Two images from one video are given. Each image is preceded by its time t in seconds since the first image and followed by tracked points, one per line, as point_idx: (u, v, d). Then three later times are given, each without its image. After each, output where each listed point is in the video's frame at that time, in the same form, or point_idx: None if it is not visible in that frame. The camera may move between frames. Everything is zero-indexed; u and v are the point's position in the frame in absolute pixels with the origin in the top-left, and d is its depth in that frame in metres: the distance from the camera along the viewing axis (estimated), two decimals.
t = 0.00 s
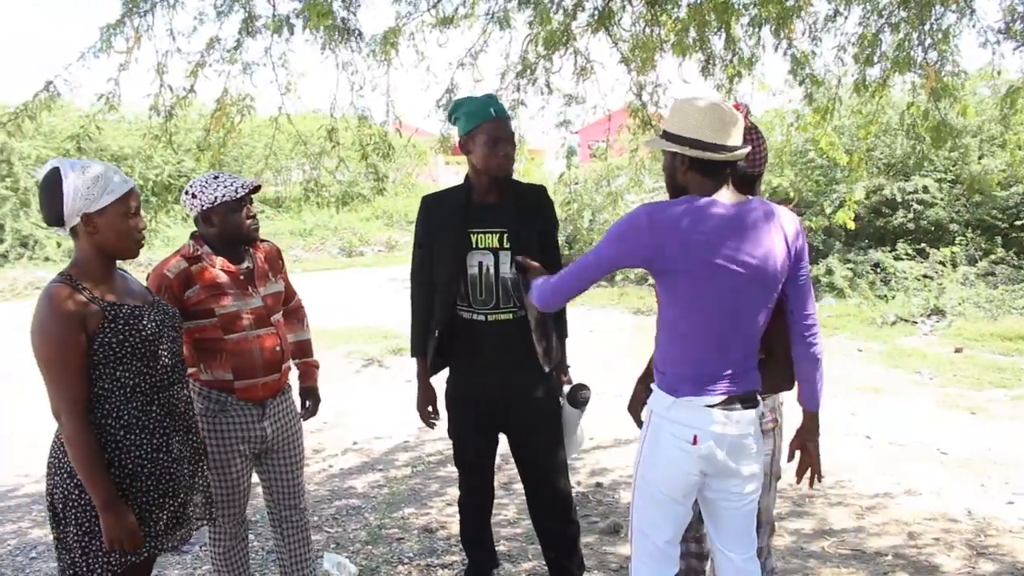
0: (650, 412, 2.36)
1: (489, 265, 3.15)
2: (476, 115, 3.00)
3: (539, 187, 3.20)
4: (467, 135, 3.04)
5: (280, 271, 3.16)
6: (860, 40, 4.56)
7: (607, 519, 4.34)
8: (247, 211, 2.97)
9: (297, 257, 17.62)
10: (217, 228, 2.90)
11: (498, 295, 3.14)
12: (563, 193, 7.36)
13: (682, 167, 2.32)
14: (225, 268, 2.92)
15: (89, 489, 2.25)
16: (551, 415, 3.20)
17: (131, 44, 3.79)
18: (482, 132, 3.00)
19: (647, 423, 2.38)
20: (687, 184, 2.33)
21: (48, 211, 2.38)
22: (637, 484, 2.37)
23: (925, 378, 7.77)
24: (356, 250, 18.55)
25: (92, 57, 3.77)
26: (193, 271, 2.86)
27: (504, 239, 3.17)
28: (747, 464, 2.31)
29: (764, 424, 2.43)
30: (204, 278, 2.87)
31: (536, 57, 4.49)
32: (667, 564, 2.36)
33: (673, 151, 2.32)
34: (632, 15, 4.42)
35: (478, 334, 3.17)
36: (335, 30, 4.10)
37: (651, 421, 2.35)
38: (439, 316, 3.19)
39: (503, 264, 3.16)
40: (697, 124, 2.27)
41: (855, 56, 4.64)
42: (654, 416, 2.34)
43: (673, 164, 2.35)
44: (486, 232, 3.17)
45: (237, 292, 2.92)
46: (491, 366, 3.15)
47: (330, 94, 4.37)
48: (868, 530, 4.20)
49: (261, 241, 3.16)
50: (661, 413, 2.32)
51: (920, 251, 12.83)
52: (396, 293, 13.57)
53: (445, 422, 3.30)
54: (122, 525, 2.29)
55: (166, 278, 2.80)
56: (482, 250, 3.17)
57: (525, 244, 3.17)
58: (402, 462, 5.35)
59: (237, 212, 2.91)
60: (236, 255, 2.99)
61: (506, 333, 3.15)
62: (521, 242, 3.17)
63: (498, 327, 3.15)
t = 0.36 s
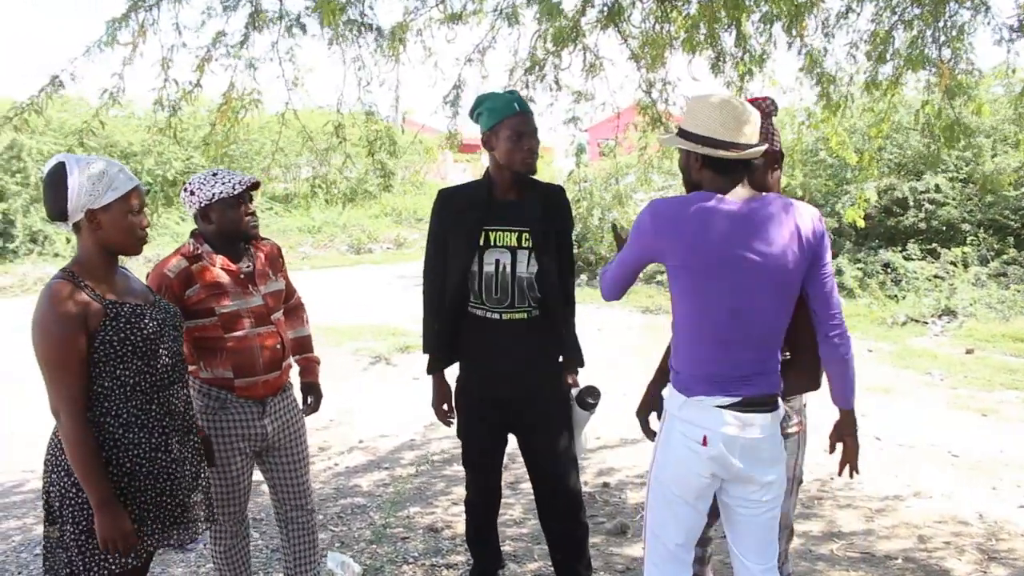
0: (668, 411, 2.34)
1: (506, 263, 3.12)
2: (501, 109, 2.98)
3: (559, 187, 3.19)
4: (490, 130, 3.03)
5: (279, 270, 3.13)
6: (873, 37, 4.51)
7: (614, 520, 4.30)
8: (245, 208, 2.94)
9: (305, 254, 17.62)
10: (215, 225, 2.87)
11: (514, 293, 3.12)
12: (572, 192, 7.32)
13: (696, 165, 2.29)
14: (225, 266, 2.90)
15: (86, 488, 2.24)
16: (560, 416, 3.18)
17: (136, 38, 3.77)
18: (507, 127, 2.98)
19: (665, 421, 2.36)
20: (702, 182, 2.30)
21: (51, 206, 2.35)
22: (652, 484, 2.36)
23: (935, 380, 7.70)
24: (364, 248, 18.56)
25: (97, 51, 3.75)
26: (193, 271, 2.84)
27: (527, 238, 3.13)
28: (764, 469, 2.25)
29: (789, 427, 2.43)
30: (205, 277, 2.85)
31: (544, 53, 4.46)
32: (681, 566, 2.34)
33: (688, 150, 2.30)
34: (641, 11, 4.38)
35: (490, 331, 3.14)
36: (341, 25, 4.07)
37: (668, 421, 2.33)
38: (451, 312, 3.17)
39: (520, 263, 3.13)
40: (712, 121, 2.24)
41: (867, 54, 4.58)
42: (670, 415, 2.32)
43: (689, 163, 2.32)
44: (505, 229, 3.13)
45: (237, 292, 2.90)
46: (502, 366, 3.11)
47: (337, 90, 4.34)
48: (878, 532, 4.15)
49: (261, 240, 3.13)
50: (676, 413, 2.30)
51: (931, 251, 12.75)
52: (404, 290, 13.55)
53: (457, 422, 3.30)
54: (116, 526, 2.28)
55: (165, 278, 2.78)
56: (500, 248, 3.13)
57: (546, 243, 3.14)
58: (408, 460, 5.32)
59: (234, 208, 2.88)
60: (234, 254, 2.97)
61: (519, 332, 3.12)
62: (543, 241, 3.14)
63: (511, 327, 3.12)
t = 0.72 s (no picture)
0: (687, 419, 2.22)
1: (513, 262, 3.06)
2: (510, 103, 2.93)
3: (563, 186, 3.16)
4: (497, 124, 2.97)
5: (285, 264, 3.06)
6: (882, 31, 4.42)
7: (617, 522, 4.24)
8: (246, 203, 2.88)
9: (312, 251, 17.61)
10: (216, 220, 2.80)
11: (520, 292, 3.06)
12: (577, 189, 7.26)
13: (658, 192, 2.23)
14: (225, 260, 2.82)
15: (73, 489, 2.18)
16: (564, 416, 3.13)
17: (133, 33, 3.72)
18: (515, 122, 2.92)
19: (682, 430, 2.24)
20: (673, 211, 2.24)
21: (39, 201, 2.29)
22: (670, 498, 2.24)
23: (945, 380, 7.61)
24: (371, 245, 18.55)
25: (93, 47, 3.70)
26: (190, 262, 2.78)
27: (537, 237, 3.09)
28: (785, 473, 2.20)
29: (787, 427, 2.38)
30: (202, 270, 2.79)
31: (547, 47, 4.40)
32: None
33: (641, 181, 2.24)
34: (646, 5, 4.30)
35: (497, 332, 3.06)
36: (342, 20, 4.02)
37: (689, 429, 2.21)
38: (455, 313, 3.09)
39: (528, 262, 3.09)
40: (653, 145, 2.20)
41: (876, 48, 4.49)
42: (690, 424, 2.21)
43: (647, 197, 2.26)
44: (513, 228, 3.07)
45: (237, 283, 2.83)
46: (510, 367, 3.05)
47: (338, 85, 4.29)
48: (886, 536, 4.08)
49: (266, 232, 3.06)
50: (699, 422, 2.18)
51: (941, 250, 12.65)
52: (410, 287, 13.51)
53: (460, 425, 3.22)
54: (105, 528, 2.22)
55: (163, 269, 2.72)
56: (508, 247, 3.06)
57: (558, 241, 3.12)
58: (409, 460, 5.27)
59: (235, 204, 2.82)
60: (237, 247, 2.90)
61: (525, 332, 3.07)
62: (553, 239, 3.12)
63: (518, 328, 3.06)
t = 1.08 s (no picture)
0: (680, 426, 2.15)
1: (530, 262, 3.00)
2: (498, 101, 2.91)
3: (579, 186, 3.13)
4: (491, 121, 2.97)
5: (306, 263, 3.02)
6: (907, 25, 4.31)
7: (634, 526, 4.17)
8: (267, 203, 2.83)
9: (335, 251, 17.65)
10: (236, 219, 2.76)
11: (537, 293, 3.00)
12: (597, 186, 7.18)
13: (691, 170, 2.14)
14: (245, 259, 2.77)
15: (73, 492, 2.14)
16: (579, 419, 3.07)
17: (145, 34, 3.70)
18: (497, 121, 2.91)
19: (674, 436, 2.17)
20: (695, 189, 2.15)
21: (41, 202, 2.27)
22: (664, 508, 2.15)
23: (973, 381, 7.46)
24: (393, 243, 18.58)
25: (105, 47, 3.68)
26: (208, 262, 2.73)
27: (553, 237, 3.03)
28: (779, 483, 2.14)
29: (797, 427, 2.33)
30: (220, 268, 2.74)
31: (563, 44, 4.33)
32: None
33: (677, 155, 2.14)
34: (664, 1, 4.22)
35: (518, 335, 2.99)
36: (355, 18, 3.97)
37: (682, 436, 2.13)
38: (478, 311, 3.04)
39: (545, 263, 3.03)
40: (702, 124, 2.11)
41: (900, 42, 4.38)
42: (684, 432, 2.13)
43: (675, 168, 2.16)
44: (530, 227, 3.00)
45: (256, 284, 2.79)
46: (530, 369, 2.98)
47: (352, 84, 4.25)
48: (911, 544, 3.98)
49: (287, 232, 3.02)
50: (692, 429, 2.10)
51: (969, 248, 12.44)
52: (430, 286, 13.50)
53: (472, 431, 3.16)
54: (107, 533, 2.18)
55: (182, 267, 2.69)
56: (526, 247, 3.00)
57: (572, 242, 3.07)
58: (425, 462, 5.22)
59: (254, 203, 2.77)
60: (259, 247, 2.85)
61: (545, 334, 3.02)
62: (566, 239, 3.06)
63: (536, 331, 3.01)
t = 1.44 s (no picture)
0: (720, 436, 2.08)
1: (537, 262, 2.95)
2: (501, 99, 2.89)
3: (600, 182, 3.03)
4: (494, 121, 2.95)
5: (334, 264, 2.99)
6: (949, 24, 4.20)
7: (664, 533, 4.10)
8: (296, 203, 2.79)
9: (369, 251, 17.74)
10: (265, 219, 2.74)
11: (546, 294, 2.95)
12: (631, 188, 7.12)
13: (758, 167, 2.11)
14: (275, 262, 2.76)
15: (94, 491, 2.14)
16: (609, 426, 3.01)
17: (177, 34, 3.71)
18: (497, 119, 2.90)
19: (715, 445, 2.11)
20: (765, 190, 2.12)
21: (66, 201, 2.27)
22: (701, 517, 2.11)
23: (1016, 389, 7.29)
24: (427, 244, 18.64)
25: (138, 47, 3.70)
26: (236, 262, 2.71)
27: (560, 236, 2.96)
28: (825, 500, 2.06)
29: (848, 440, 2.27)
30: (247, 268, 2.72)
31: (595, 44, 4.28)
32: None
33: (747, 151, 2.12)
34: None
35: (526, 336, 2.95)
36: (386, 17, 3.95)
37: (722, 447, 2.07)
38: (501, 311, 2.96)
39: (553, 262, 2.96)
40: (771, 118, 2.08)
41: (942, 42, 4.27)
42: (723, 440, 2.07)
43: (744, 167, 2.14)
44: (536, 227, 2.96)
45: (283, 284, 2.77)
46: (543, 371, 2.94)
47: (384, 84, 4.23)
48: (949, 557, 3.87)
49: (318, 232, 3.01)
50: (732, 439, 2.04)
51: (1012, 253, 12.19)
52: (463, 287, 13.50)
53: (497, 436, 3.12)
54: (126, 532, 2.17)
55: (211, 266, 2.66)
56: (532, 247, 2.96)
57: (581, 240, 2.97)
58: (454, 464, 5.19)
59: (283, 203, 2.75)
60: (289, 248, 2.83)
61: (556, 335, 2.95)
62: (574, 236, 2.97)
63: (543, 331, 2.95)
